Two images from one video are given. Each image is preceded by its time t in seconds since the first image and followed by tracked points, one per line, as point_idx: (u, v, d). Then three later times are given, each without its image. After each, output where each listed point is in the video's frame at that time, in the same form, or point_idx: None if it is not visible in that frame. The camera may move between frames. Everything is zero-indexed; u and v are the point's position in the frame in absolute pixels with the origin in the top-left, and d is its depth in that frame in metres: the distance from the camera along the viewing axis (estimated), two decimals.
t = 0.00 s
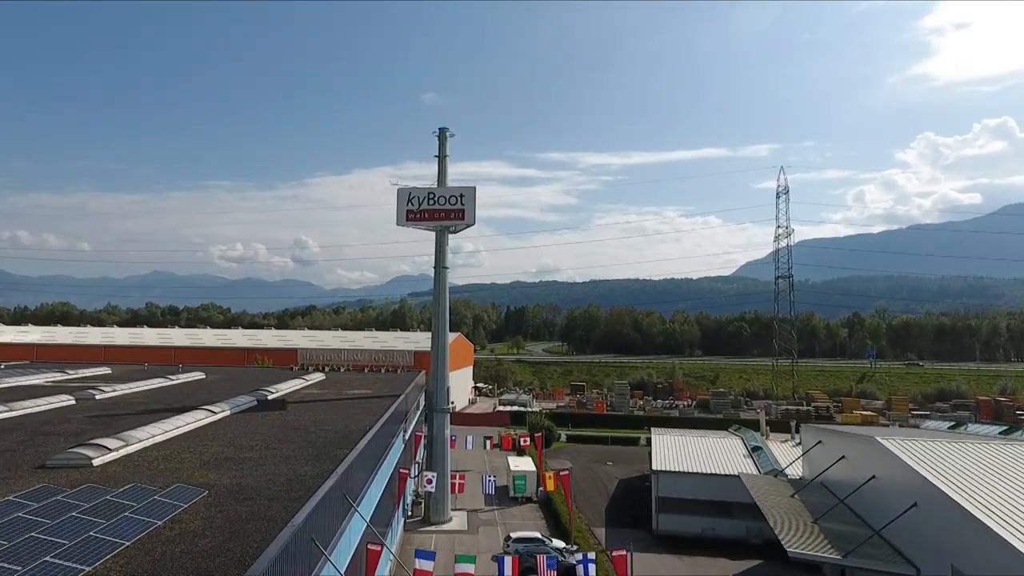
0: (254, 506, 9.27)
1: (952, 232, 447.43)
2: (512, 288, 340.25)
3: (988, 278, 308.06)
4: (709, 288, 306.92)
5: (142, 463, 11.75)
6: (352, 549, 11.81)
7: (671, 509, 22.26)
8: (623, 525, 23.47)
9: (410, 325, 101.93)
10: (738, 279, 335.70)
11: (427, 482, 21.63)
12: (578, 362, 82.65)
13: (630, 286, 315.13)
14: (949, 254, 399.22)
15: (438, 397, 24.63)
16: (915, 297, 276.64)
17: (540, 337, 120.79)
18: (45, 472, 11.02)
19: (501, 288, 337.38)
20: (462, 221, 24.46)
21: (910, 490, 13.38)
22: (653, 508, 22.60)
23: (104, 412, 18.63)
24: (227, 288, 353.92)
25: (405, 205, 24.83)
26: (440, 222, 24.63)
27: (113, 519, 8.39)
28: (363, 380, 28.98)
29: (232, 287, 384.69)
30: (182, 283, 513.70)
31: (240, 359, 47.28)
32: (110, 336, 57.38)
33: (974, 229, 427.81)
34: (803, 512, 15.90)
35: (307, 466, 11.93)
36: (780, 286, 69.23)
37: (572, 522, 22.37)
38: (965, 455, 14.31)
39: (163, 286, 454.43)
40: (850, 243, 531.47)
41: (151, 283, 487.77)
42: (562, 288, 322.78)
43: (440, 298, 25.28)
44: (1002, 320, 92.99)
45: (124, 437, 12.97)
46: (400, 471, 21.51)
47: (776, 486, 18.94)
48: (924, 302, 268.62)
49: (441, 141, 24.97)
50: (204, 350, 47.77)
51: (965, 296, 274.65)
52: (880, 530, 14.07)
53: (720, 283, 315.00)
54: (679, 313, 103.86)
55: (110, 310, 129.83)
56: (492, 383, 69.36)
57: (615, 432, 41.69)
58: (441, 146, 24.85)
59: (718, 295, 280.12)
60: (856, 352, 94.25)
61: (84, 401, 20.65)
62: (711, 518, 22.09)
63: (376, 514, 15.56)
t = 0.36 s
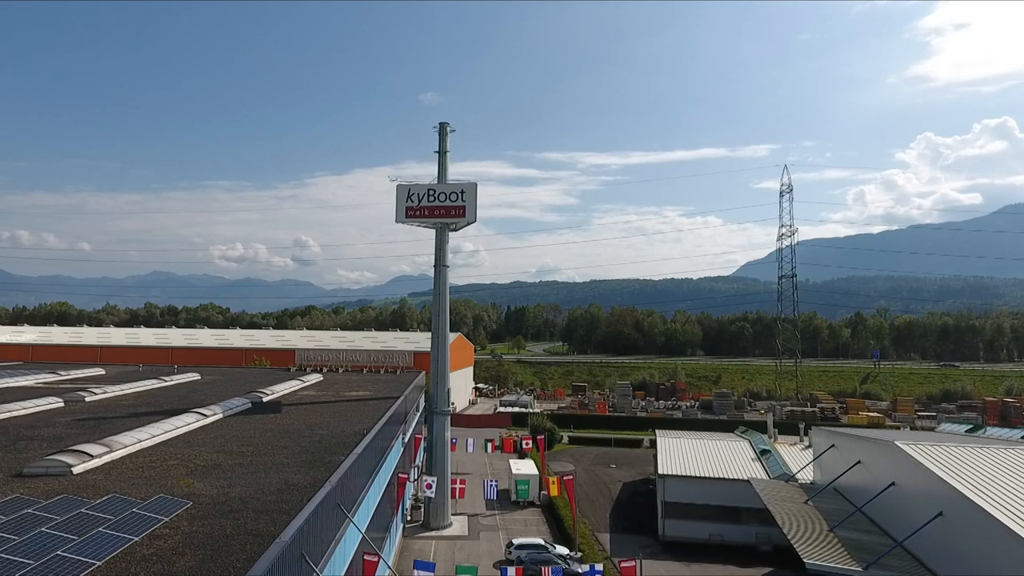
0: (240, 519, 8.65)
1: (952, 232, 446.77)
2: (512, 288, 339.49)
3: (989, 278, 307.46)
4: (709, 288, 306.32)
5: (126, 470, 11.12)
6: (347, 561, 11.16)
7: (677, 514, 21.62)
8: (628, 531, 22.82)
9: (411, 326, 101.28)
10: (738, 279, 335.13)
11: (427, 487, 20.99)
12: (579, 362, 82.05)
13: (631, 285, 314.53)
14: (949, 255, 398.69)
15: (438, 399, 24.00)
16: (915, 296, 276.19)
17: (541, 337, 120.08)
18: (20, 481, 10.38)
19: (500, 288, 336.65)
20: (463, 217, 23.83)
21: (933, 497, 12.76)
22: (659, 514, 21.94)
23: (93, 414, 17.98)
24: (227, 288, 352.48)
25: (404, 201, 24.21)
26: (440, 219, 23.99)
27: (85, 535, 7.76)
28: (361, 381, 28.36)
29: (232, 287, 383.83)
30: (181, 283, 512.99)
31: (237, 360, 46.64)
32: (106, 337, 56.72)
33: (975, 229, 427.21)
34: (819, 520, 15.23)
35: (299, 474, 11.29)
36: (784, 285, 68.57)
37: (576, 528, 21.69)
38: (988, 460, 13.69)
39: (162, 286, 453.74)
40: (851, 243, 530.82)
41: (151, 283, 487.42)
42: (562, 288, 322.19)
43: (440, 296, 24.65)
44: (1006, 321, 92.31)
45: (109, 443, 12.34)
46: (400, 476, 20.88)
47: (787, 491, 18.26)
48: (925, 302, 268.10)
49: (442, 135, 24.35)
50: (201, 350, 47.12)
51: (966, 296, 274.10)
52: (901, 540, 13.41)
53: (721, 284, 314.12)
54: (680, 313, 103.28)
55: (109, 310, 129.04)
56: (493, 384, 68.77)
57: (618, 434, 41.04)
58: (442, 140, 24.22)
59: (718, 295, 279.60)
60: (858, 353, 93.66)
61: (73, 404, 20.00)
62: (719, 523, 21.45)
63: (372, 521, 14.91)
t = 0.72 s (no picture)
0: (224, 534, 8.00)
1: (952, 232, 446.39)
2: (512, 288, 338.75)
3: (989, 278, 307.12)
4: (709, 288, 305.78)
5: (106, 478, 10.46)
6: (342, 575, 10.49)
7: (684, 520, 20.99)
8: (634, 536, 22.22)
9: (410, 326, 100.66)
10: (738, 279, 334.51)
11: (427, 492, 20.37)
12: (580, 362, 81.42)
13: (630, 285, 313.88)
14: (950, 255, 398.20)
15: (438, 401, 23.36)
16: (915, 296, 275.80)
17: (541, 337, 119.46)
18: None
19: (500, 288, 335.78)
20: (463, 214, 23.19)
21: (959, 506, 12.10)
22: (665, 519, 21.32)
23: (79, 417, 17.32)
24: (226, 288, 351.76)
25: (403, 197, 23.55)
26: (440, 216, 23.35)
27: (52, 554, 7.11)
28: (359, 382, 27.73)
29: (231, 287, 383.13)
30: (181, 282, 512.05)
31: (235, 360, 45.95)
32: (102, 336, 56.00)
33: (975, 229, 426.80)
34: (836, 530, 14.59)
35: (290, 483, 10.63)
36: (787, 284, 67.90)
37: (580, 534, 21.04)
38: (1014, 466, 13.06)
39: (161, 286, 452.89)
40: (851, 244, 530.28)
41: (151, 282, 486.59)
42: (562, 288, 321.56)
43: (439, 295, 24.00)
44: (1009, 321, 91.73)
45: (91, 449, 11.70)
46: (399, 481, 20.21)
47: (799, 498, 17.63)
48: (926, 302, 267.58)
49: (442, 130, 23.72)
50: (198, 350, 46.42)
51: (966, 296, 273.60)
52: (925, 552, 12.76)
53: (721, 283, 313.38)
54: (681, 313, 102.69)
55: (106, 309, 128.09)
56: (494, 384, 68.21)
57: (620, 435, 40.43)
58: (441, 135, 23.58)
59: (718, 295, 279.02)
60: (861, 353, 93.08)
61: (61, 406, 19.34)
62: (727, 529, 20.81)
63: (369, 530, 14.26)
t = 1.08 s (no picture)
0: (203, 551, 7.34)
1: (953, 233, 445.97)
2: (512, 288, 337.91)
3: (989, 278, 306.76)
4: (708, 288, 305.04)
5: (83, 487, 9.81)
6: None
7: (691, 525, 20.35)
8: (639, 542, 21.57)
9: (409, 326, 99.93)
10: (738, 279, 333.78)
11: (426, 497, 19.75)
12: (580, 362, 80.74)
13: (630, 285, 313.10)
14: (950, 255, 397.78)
15: (437, 403, 22.71)
16: (916, 296, 275.38)
17: (541, 337, 118.77)
18: None
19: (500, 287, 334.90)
20: (463, 211, 22.53)
21: (988, 517, 11.44)
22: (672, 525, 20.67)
23: (65, 419, 16.67)
24: (225, 288, 350.90)
25: (402, 193, 22.89)
26: (440, 212, 22.69)
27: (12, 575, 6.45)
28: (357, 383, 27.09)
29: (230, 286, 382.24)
30: (180, 282, 511.08)
31: (231, 360, 45.26)
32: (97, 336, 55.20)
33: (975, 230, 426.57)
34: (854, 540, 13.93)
35: (280, 492, 9.96)
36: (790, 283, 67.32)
37: (584, 540, 20.39)
38: None
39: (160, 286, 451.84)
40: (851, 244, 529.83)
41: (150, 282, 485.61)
42: (562, 288, 320.70)
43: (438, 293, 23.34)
44: (1012, 321, 91.16)
45: (70, 455, 11.05)
46: (397, 486, 19.56)
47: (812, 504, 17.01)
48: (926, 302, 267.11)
49: (441, 124, 23.07)
50: (194, 350, 45.71)
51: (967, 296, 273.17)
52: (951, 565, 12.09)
53: (721, 283, 312.59)
54: (682, 312, 102.07)
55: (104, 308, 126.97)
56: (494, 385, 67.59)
57: (623, 437, 39.79)
58: (441, 129, 22.94)
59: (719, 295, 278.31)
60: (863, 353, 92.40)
61: (47, 408, 18.66)
62: (735, 535, 20.20)
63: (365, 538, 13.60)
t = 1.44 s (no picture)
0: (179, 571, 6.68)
1: (953, 233, 445.41)
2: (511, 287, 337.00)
3: (990, 278, 306.14)
4: (709, 288, 304.27)
5: (57, 496, 9.15)
6: None
7: (698, 530, 19.73)
8: (644, 548, 20.94)
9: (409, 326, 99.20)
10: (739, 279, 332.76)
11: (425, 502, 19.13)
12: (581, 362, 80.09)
13: (630, 285, 312.29)
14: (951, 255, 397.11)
15: (437, 404, 22.08)
16: (917, 296, 274.72)
17: (542, 336, 118.05)
18: None
19: (499, 287, 333.90)
20: (464, 206, 21.87)
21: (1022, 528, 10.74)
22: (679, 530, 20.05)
23: (50, 422, 16.04)
24: (225, 287, 350.00)
25: (401, 188, 22.25)
26: (440, 207, 22.03)
27: None
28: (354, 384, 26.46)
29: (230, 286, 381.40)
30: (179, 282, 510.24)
31: (228, 360, 44.60)
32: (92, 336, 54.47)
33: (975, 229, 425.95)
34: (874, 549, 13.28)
35: (268, 502, 9.30)
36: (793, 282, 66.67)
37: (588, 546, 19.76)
38: None
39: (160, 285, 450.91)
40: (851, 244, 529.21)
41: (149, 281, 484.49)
42: (562, 288, 319.76)
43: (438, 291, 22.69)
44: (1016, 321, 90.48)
45: (47, 461, 10.41)
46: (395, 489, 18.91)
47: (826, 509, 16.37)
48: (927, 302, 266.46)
49: (441, 117, 22.42)
50: (189, 350, 45.00)
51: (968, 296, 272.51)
52: None
53: (721, 283, 311.69)
54: (683, 312, 101.44)
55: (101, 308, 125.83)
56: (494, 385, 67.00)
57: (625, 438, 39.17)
58: (441, 122, 22.29)
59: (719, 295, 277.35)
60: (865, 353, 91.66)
61: (33, 410, 18.03)
62: (744, 541, 19.55)
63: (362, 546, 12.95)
